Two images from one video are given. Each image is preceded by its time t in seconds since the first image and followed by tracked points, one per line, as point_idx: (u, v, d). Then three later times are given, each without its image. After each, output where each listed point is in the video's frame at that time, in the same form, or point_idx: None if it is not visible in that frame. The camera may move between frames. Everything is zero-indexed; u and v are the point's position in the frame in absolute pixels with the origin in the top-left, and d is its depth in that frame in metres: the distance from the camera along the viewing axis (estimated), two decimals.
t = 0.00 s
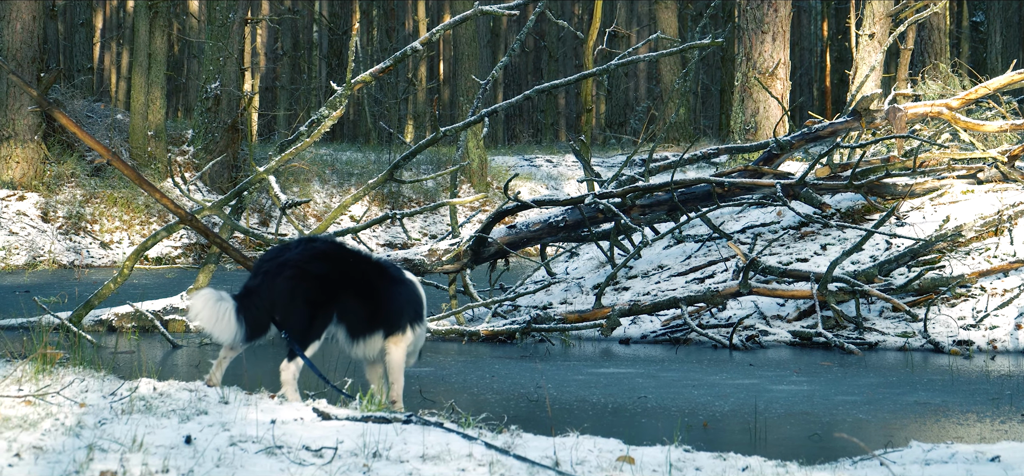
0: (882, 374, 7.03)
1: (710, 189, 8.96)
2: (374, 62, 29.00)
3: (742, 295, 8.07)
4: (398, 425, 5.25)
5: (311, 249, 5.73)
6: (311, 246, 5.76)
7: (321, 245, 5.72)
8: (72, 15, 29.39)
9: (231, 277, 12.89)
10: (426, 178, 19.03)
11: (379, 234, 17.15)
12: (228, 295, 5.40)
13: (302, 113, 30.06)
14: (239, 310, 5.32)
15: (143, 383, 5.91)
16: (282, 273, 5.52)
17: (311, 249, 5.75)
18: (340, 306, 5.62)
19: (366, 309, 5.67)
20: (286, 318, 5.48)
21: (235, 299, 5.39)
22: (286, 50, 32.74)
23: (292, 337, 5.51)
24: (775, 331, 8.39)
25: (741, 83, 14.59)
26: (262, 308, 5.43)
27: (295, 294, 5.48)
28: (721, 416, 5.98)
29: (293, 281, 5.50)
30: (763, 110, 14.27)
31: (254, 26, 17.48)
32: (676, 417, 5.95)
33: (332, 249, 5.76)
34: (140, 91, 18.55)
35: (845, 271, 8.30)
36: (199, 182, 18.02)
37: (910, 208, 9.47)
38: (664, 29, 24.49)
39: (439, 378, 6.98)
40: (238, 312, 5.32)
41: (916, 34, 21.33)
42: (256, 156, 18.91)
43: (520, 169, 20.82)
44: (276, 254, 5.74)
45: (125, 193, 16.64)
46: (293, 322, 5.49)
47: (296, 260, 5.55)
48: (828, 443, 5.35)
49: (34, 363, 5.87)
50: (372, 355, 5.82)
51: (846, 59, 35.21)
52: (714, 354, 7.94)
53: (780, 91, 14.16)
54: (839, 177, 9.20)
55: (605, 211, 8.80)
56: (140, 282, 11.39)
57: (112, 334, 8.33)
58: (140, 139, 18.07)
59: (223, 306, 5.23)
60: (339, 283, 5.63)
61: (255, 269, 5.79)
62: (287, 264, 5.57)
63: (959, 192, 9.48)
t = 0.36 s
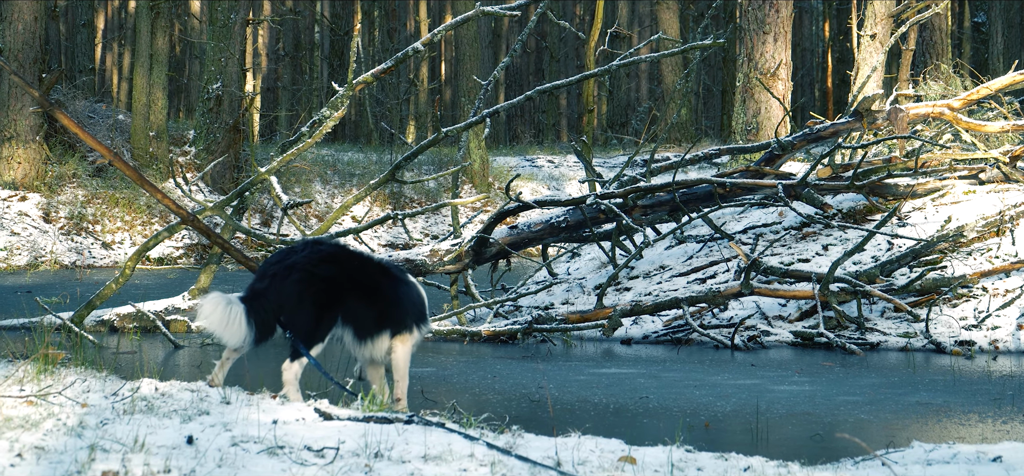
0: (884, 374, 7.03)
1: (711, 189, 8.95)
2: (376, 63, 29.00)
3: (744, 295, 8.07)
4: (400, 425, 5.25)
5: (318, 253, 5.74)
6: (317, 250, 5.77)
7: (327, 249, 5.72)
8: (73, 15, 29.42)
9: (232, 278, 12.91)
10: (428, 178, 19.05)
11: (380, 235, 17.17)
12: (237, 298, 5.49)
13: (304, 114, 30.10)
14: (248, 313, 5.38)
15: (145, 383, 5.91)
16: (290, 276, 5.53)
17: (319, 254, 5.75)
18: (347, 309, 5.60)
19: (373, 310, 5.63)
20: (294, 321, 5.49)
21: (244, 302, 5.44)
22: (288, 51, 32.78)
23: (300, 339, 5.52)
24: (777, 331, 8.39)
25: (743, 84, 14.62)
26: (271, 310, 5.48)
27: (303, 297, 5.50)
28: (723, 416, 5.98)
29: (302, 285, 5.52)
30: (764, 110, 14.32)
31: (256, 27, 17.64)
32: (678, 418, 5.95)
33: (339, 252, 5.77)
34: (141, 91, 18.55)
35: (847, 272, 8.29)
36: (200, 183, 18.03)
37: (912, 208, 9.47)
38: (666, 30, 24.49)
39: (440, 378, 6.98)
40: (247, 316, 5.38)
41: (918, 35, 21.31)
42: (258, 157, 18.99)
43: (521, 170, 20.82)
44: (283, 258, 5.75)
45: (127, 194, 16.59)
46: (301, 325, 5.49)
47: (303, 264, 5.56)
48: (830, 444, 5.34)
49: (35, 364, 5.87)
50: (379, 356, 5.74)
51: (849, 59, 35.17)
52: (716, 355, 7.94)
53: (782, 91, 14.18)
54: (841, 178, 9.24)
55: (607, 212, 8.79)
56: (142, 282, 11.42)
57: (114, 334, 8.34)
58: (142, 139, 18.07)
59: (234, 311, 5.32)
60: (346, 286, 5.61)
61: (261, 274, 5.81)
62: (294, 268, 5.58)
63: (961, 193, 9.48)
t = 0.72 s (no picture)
0: (887, 374, 7.04)
1: (714, 190, 8.94)
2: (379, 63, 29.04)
3: (747, 295, 8.07)
4: (403, 425, 5.25)
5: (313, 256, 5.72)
6: (312, 252, 5.76)
7: (321, 253, 5.70)
8: (76, 16, 29.45)
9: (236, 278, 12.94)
10: (431, 178, 19.09)
11: (383, 235, 17.20)
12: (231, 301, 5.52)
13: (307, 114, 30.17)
14: (242, 318, 5.42)
15: (148, 383, 5.92)
16: (286, 283, 5.53)
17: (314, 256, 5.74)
18: (342, 312, 5.62)
19: (366, 313, 5.67)
20: (290, 327, 5.50)
21: (238, 306, 5.48)
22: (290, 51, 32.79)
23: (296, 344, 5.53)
24: (780, 332, 8.39)
25: (745, 84, 14.66)
26: (264, 313, 5.52)
27: (299, 303, 5.50)
28: (726, 416, 5.98)
29: (297, 290, 5.51)
30: (767, 111, 14.33)
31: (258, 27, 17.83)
32: (680, 418, 5.95)
33: (334, 255, 5.76)
34: (144, 91, 18.59)
35: (850, 272, 8.29)
36: (204, 183, 18.04)
37: (914, 209, 9.48)
38: (669, 30, 24.52)
39: (443, 378, 6.98)
40: (241, 320, 5.43)
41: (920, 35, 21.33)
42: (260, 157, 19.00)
43: (524, 170, 20.83)
44: (278, 260, 5.75)
45: (130, 194, 16.65)
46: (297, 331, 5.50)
47: (299, 268, 5.55)
48: (833, 444, 5.34)
49: (39, 364, 5.87)
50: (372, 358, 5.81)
51: (851, 59, 35.19)
52: (718, 355, 7.95)
53: (784, 92, 14.18)
54: (843, 178, 9.19)
55: (610, 212, 8.78)
56: (145, 283, 11.45)
57: (117, 334, 8.36)
58: (145, 140, 18.09)
59: (227, 314, 5.35)
60: (341, 290, 5.62)
61: (255, 274, 5.82)
62: (290, 273, 5.57)
63: (964, 192, 9.48)
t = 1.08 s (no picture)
0: (891, 375, 7.04)
1: (718, 190, 8.95)
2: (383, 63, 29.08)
3: (751, 295, 8.07)
4: (408, 425, 5.24)
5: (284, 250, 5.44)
6: (278, 248, 5.42)
7: (291, 249, 5.40)
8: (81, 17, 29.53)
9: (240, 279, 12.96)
10: (435, 179, 19.11)
11: (388, 236, 17.24)
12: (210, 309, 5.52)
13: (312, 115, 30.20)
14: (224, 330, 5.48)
15: (153, 383, 5.92)
16: (262, 289, 5.35)
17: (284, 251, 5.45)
18: (321, 307, 5.48)
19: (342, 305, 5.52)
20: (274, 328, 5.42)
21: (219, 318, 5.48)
22: (293, 51, 32.81)
23: (282, 341, 5.49)
24: (784, 332, 8.40)
25: (750, 84, 15.10)
26: (245, 321, 5.42)
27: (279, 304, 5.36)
28: (730, 417, 5.97)
29: (275, 291, 5.36)
30: (770, 110, 14.71)
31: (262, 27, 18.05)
32: (685, 418, 5.94)
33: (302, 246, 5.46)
34: (149, 91, 18.67)
35: (854, 272, 8.30)
36: (208, 183, 18.05)
37: (918, 209, 9.49)
38: (673, 30, 24.53)
39: (447, 378, 6.98)
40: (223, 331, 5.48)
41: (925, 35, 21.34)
42: (264, 157, 19.06)
43: (528, 170, 20.84)
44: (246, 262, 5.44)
45: (134, 195, 16.65)
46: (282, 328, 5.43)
47: (272, 273, 5.32)
48: (837, 444, 5.34)
49: (43, 364, 5.87)
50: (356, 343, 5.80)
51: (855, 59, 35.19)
52: (723, 355, 7.96)
53: (788, 91, 14.56)
54: (848, 178, 9.19)
55: (614, 212, 8.78)
56: (150, 284, 11.48)
57: (121, 335, 8.37)
58: (149, 140, 18.10)
59: (210, 323, 5.46)
60: (317, 284, 5.45)
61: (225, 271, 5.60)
62: (265, 276, 5.34)
63: (968, 193, 9.49)
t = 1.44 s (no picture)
0: (895, 375, 7.04)
1: (723, 190, 8.99)
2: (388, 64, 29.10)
3: (755, 295, 8.07)
4: (412, 426, 5.24)
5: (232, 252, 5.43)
6: (221, 255, 5.37)
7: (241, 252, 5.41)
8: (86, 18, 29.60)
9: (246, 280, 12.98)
10: (439, 179, 19.13)
11: (392, 236, 17.28)
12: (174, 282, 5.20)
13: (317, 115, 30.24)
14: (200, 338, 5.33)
15: (157, 384, 5.92)
16: (226, 296, 5.27)
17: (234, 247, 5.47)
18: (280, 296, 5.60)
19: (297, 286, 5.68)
20: (254, 333, 5.46)
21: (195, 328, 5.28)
22: (298, 51, 32.87)
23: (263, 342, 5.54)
24: (788, 332, 8.41)
25: (755, 84, 15.28)
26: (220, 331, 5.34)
27: (252, 308, 5.39)
28: (734, 417, 5.98)
29: (249, 295, 5.38)
30: (776, 111, 14.84)
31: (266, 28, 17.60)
32: (689, 418, 5.94)
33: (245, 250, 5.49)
34: (153, 92, 18.71)
35: (858, 272, 8.30)
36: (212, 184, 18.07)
37: (922, 209, 9.48)
38: (677, 30, 24.52)
39: (452, 378, 6.99)
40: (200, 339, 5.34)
41: (931, 36, 21.33)
42: (269, 158, 19.11)
43: (532, 170, 20.86)
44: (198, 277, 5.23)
45: (138, 195, 16.68)
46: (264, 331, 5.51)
47: (230, 277, 5.27)
48: (841, 444, 5.34)
49: (48, 364, 5.87)
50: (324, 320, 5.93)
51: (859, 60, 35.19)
52: (727, 355, 7.96)
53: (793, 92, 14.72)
54: (851, 179, 9.25)
55: (618, 213, 8.79)
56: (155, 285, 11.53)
57: (125, 335, 8.39)
58: (154, 140, 18.11)
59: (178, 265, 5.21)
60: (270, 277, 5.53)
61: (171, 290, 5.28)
62: (223, 281, 5.25)
63: (972, 193, 9.50)
